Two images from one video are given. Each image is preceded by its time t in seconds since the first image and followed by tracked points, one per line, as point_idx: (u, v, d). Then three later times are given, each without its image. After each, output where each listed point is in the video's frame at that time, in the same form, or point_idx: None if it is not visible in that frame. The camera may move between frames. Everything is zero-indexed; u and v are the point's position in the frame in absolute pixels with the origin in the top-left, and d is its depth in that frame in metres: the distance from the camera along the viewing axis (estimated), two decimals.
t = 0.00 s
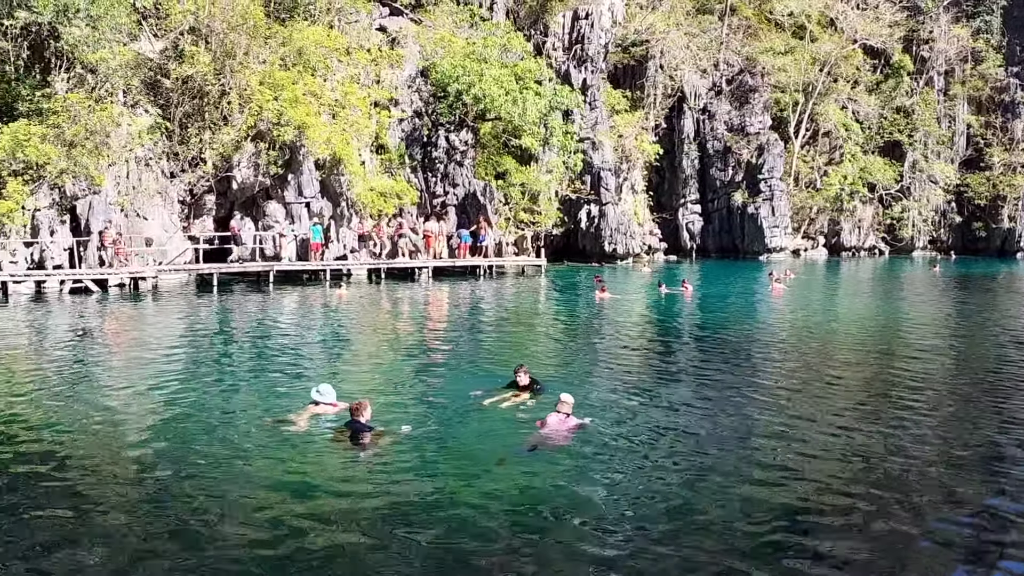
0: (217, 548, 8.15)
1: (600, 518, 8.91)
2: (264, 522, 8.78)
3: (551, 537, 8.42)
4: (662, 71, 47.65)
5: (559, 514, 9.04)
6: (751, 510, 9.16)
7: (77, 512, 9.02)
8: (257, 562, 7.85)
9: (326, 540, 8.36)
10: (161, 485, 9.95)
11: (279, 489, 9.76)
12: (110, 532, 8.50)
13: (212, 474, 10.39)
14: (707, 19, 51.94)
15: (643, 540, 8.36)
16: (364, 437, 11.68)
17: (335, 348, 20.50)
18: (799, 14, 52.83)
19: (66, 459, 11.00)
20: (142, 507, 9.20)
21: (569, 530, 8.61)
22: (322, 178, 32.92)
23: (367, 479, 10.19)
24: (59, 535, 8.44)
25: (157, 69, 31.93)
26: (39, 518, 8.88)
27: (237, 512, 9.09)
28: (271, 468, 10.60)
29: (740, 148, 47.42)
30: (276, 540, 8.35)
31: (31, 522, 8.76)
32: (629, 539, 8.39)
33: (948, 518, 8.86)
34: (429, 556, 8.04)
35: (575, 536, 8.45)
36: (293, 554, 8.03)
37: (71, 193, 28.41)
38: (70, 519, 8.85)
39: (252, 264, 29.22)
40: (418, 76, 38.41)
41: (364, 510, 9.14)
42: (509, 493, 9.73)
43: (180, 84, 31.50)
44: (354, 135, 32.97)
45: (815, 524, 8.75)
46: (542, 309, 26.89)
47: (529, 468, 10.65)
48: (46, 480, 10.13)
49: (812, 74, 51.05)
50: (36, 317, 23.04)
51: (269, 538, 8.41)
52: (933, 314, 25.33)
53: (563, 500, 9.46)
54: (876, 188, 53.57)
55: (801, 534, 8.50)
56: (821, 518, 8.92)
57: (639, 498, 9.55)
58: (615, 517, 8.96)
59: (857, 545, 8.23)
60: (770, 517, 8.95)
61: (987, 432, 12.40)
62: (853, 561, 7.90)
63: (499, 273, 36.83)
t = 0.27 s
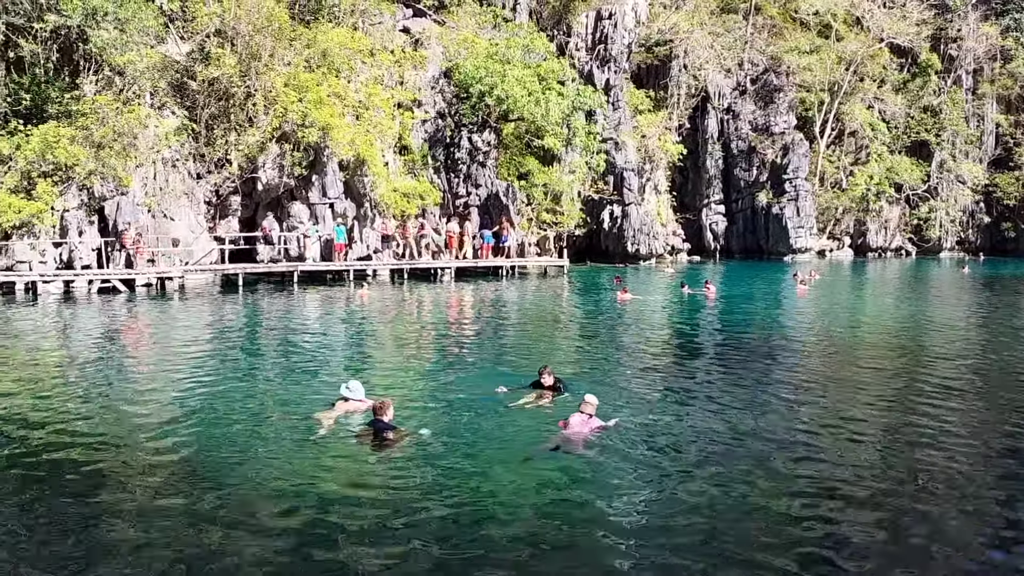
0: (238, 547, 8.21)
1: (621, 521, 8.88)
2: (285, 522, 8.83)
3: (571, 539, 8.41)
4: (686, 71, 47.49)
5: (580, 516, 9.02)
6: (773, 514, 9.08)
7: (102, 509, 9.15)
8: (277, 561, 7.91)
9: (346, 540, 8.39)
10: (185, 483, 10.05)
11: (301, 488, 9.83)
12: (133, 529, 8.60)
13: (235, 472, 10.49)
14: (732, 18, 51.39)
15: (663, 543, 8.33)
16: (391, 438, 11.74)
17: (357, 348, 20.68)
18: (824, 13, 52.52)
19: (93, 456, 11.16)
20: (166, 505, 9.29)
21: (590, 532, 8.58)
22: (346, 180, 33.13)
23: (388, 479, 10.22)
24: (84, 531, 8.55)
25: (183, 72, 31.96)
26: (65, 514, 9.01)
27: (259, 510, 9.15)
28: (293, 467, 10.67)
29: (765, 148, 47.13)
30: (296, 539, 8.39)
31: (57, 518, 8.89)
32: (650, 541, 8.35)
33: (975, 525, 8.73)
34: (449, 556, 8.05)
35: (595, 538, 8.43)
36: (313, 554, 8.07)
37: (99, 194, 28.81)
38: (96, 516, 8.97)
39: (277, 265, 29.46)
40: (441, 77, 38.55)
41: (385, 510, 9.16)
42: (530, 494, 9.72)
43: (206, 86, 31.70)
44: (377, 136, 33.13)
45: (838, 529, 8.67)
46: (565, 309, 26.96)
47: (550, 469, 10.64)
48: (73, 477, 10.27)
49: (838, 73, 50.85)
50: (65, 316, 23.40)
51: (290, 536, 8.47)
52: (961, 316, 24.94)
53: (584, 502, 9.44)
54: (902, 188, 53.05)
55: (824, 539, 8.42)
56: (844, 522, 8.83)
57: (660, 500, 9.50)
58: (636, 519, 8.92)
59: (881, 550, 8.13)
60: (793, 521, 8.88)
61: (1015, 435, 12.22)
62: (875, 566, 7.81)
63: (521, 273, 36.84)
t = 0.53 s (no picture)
0: (256, 545, 8.27)
1: (638, 522, 8.86)
2: (302, 520, 8.88)
3: (588, 540, 8.40)
4: (706, 71, 47.37)
5: (598, 517, 9.00)
6: (793, 516, 9.03)
7: (124, 507, 9.23)
8: (298, 555, 8.04)
9: (363, 538, 8.43)
10: (204, 482, 10.13)
11: (319, 487, 9.88)
12: (154, 527, 8.67)
13: (255, 471, 10.55)
14: (753, 17, 51.34)
15: (681, 544, 8.30)
16: (408, 434, 11.90)
17: (377, 347, 20.74)
18: (846, 12, 52.16)
19: (115, 455, 11.26)
20: (185, 503, 9.37)
21: (607, 533, 8.57)
22: (366, 180, 33.03)
23: (406, 478, 10.25)
24: (106, 528, 8.64)
25: (205, 73, 32.39)
26: (86, 511, 9.11)
27: (277, 509, 9.21)
28: (312, 465, 10.72)
29: (787, 148, 46.89)
30: (314, 537, 8.44)
31: (79, 516, 8.99)
32: (667, 543, 8.32)
33: (996, 529, 8.63)
34: (465, 556, 8.07)
35: (612, 539, 8.41)
36: (330, 552, 8.11)
37: (123, 195, 29.04)
38: (116, 513, 9.05)
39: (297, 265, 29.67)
40: (461, 77, 38.66)
41: (401, 510, 9.19)
42: (548, 494, 9.72)
43: (229, 87, 32.21)
44: (397, 137, 33.16)
45: (857, 532, 8.60)
46: (584, 309, 27.00)
47: (568, 470, 10.63)
48: (95, 475, 10.38)
49: (860, 72, 50.52)
50: (88, 316, 23.63)
51: (307, 535, 8.50)
52: (986, 318, 24.55)
53: (602, 502, 9.42)
54: (926, 188, 52.54)
55: (843, 542, 8.36)
56: (862, 522, 8.84)
57: (678, 502, 9.47)
58: (654, 521, 8.90)
59: (901, 554, 8.06)
60: (812, 523, 8.82)
61: None
62: (895, 570, 7.74)
63: (540, 273, 36.76)
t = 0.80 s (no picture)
0: (280, 542, 8.32)
1: (663, 524, 8.79)
2: (326, 519, 8.91)
3: (612, 542, 8.35)
4: (734, 70, 47.03)
5: (622, 519, 8.95)
6: (820, 520, 8.91)
7: (151, 504, 9.33)
8: (329, 550, 8.14)
9: (386, 537, 8.44)
10: (231, 480, 10.21)
11: (343, 486, 9.92)
12: (180, 523, 8.76)
13: (281, 469, 10.61)
14: (782, 15, 51.13)
15: (706, 547, 8.23)
16: (436, 433, 11.92)
17: (404, 347, 20.79)
18: (877, 10, 51.62)
19: (144, 451, 11.39)
20: (212, 500, 9.45)
21: (631, 535, 8.51)
22: (393, 180, 33.18)
23: (430, 478, 10.25)
24: (132, 524, 8.74)
25: (235, 74, 32.94)
26: (115, 507, 9.22)
27: (301, 507, 9.25)
28: (337, 464, 10.76)
29: (816, 148, 46.49)
30: (337, 536, 8.47)
31: (108, 511, 9.10)
32: (692, 545, 8.26)
33: None
34: (488, 556, 8.05)
35: (636, 541, 8.36)
36: (352, 550, 8.14)
37: (154, 195, 29.47)
38: (143, 509, 9.16)
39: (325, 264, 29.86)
40: (487, 77, 38.72)
41: (425, 509, 9.19)
42: (572, 495, 9.67)
43: (258, 88, 32.72)
44: (424, 137, 33.27)
45: (886, 536, 8.47)
46: (611, 309, 26.97)
47: (593, 471, 10.57)
48: (124, 471, 10.50)
49: (891, 70, 49.97)
50: (118, 314, 23.96)
51: (330, 534, 8.54)
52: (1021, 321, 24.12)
53: (626, 504, 9.37)
54: (958, 188, 51.80)
55: (872, 546, 8.24)
56: (893, 525, 8.77)
57: (703, 504, 9.40)
58: (678, 523, 8.83)
59: (930, 560, 7.93)
60: (839, 527, 8.70)
61: None
62: None
63: (566, 273, 36.67)
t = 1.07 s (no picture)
0: (304, 541, 8.37)
1: (687, 528, 8.73)
2: (351, 518, 8.96)
3: (636, 545, 8.31)
4: (759, 68, 46.71)
5: (647, 521, 8.91)
6: (845, 524, 8.82)
7: (177, 502, 9.41)
8: (349, 547, 8.22)
9: (411, 537, 8.46)
10: (256, 478, 10.28)
11: (368, 486, 9.95)
12: (206, 521, 8.83)
13: (306, 468, 10.68)
14: (807, 13, 50.83)
15: (731, 550, 8.16)
16: (460, 433, 11.98)
17: (427, 347, 20.79)
18: (904, 7, 51.09)
19: (170, 449, 11.50)
20: (238, 498, 9.53)
21: (656, 537, 8.48)
22: (415, 180, 33.23)
23: (455, 478, 10.27)
24: (160, 523, 8.81)
25: (259, 76, 33.18)
26: (144, 505, 9.32)
27: (325, 506, 9.30)
28: (362, 463, 10.83)
29: (842, 147, 46.04)
30: (361, 535, 8.50)
31: (135, 509, 9.20)
32: (717, 549, 8.20)
33: None
34: (512, 557, 8.04)
35: (661, 543, 8.32)
36: (377, 550, 8.16)
37: (179, 195, 29.93)
38: (171, 507, 9.24)
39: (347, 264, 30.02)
40: (509, 77, 38.74)
41: (449, 509, 9.20)
42: (596, 497, 9.64)
43: (282, 89, 32.99)
44: (446, 137, 33.39)
45: (914, 542, 8.36)
46: (633, 309, 26.92)
47: (618, 473, 10.53)
48: (150, 470, 10.59)
49: (918, 68, 49.40)
50: (146, 313, 24.25)
51: (355, 533, 8.56)
52: None
53: (651, 506, 9.32)
54: (986, 187, 51.07)
55: (901, 552, 8.14)
56: (915, 527, 8.70)
57: (728, 506, 9.33)
58: (703, 526, 8.77)
59: (953, 564, 7.86)
60: (864, 531, 8.61)
61: None
62: None
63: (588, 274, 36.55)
